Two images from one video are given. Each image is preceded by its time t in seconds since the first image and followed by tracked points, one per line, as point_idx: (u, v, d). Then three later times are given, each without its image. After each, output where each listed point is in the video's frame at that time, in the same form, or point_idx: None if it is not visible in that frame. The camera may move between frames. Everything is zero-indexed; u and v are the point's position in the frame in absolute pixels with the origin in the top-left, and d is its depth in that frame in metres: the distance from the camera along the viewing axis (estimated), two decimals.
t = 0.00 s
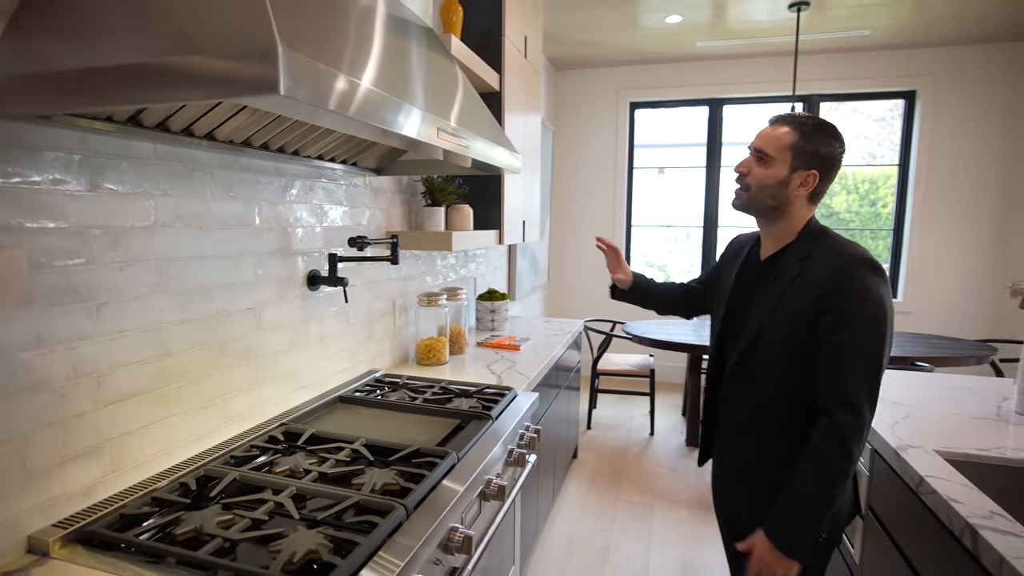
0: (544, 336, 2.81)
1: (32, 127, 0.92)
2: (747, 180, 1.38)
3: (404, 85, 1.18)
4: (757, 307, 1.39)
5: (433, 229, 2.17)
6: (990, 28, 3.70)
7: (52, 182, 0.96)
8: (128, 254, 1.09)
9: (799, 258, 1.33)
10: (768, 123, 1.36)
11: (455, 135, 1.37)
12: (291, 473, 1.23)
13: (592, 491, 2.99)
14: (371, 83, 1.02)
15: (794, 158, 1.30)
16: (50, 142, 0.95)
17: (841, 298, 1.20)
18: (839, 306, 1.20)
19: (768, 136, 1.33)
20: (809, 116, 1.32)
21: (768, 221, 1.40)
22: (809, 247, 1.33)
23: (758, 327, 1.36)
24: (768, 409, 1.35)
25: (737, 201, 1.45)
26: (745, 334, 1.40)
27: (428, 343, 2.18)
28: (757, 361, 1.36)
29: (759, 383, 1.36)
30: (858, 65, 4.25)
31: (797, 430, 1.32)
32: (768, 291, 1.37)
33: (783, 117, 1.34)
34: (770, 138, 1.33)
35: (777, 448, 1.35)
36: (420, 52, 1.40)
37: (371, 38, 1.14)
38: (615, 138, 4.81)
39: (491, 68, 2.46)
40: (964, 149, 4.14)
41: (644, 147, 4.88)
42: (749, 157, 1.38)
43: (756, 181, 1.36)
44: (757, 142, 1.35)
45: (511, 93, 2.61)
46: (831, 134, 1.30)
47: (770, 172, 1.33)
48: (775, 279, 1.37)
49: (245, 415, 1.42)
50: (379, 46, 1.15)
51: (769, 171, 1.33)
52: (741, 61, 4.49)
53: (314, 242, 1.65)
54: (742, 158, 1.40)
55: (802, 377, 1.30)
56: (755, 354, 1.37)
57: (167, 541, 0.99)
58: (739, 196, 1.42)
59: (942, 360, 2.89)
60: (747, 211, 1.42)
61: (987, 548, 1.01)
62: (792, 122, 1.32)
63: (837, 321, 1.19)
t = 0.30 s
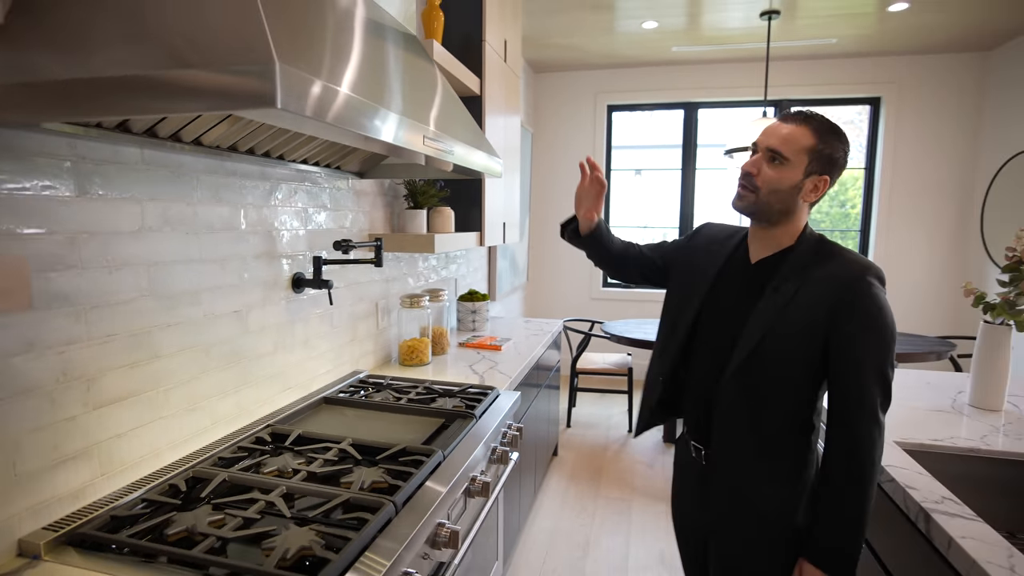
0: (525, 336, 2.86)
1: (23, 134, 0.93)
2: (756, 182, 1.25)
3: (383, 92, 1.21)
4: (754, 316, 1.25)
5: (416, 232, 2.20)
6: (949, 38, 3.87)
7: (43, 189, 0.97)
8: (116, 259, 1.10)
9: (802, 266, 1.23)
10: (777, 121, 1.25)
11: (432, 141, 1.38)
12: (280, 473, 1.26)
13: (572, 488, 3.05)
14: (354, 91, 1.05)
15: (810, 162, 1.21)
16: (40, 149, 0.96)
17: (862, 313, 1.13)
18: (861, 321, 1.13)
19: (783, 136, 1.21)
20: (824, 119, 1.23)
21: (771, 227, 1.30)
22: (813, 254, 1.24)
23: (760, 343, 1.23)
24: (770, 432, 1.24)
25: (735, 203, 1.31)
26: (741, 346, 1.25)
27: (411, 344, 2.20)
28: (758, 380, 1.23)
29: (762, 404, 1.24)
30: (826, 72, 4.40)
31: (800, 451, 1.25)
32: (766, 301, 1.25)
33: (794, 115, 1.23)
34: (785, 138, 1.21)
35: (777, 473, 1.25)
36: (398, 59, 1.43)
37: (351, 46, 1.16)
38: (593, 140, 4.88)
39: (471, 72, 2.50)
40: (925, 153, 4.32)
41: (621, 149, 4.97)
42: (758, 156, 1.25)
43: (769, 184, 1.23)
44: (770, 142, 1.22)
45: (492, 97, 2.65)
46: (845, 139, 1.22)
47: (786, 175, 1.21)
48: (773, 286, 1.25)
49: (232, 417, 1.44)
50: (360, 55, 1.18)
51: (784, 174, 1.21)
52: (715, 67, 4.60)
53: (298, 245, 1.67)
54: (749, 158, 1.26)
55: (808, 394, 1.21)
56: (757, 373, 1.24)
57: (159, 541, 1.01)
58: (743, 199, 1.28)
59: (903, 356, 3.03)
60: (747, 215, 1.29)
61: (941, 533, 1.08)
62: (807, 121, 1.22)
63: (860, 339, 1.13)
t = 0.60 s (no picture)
0: (516, 339, 2.92)
1: (39, 154, 0.98)
2: (773, 192, 1.27)
3: (380, 110, 1.26)
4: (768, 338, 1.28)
5: (410, 238, 2.25)
6: (927, 48, 3.99)
7: (58, 206, 1.02)
8: (127, 270, 1.15)
9: (813, 288, 1.28)
10: (795, 132, 1.28)
11: (427, 155, 1.44)
12: (283, 474, 1.32)
13: (564, 487, 3.12)
14: (354, 109, 1.10)
15: (828, 176, 1.25)
16: (56, 168, 1.01)
17: (873, 338, 1.22)
18: (873, 346, 1.22)
19: (801, 148, 1.25)
20: (839, 134, 1.27)
21: (781, 238, 1.31)
22: (823, 274, 1.29)
23: (776, 363, 1.26)
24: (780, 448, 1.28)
25: (745, 212, 1.33)
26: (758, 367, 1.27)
27: (406, 347, 2.26)
28: (774, 398, 1.27)
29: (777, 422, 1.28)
30: (811, 78, 4.50)
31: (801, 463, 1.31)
32: (780, 320, 1.28)
33: (812, 129, 1.27)
34: (805, 151, 1.24)
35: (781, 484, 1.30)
36: (393, 76, 1.49)
37: (349, 67, 1.22)
38: (582, 145, 4.96)
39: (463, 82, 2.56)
40: (906, 159, 4.44)
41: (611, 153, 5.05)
42: (776, 166, 1.27)
43: (787, 194, 1.25)
44: (790, 152, 1.25)
45: (483, 105, 2.71)
46: (858, 155, 1.27)
47: (804, 187, 1.25)
48: (787, 306, 1.28)
49: (235, 420, 1.49)
50: (358, 73, 1.23)
51: (803, 186, 1.25)
52: (701, 73, 4.69)
53: (297, 254, 1.72)
54: (765, 168, 1.29)
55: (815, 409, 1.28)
56: (773, 391, 1.27)
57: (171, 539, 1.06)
58: (757, 209, 1.30)
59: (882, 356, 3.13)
60: (758, 225, 1.31)
61: (906, 524, 1.16)
62: (825, 136, 1.26)
63: (873, 363, 1.21)
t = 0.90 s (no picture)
0: (514, 338, 2.99)
1: (64, 166, 1.06)
2: (761, 202, 1.33)
3: (380, 122, 1.33)
4: (766, 342, 1.33)
5: (410, 241, 2.32)
6: (918, 52, 4.06)
7: (80, 214, 1.09)
8: (143, 274, 1.23)
9: (805, 295, 1.34)
10: (782, 144, 1.35)
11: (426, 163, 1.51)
12: (289, 466, 1.39)
13: (560, 483, 3.19)
14: (357, 123, 1.17)
15: (814, 185, 1.32)
16: (79, 179, 1.09)
17: (858, 344, 1.31)
18: (857, 351, 1.31)
19: (789, 157, 1.31)
20: (822, 143, 1.35)
21: (771, 246, 1.37)
22: (811, 282, 1.36)
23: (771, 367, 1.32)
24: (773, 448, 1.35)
25: (736, 220, 1.38)
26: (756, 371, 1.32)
27: (406, 347, 2.33)
28: (768, 401, 1.33)
29: (771, 423, 1.34)
30: (805, 82, 4.57)
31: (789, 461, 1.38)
32: (774, 325, 1.33)
33: (797, 140, 1.34)
34: (793, 161, 1.31)
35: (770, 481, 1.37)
36: (393, 88, 1.56)
37: (350, 81, 1.27)
38: (580, 147, 5.02)
39: (462, 89, 2.63)
40: (898, 161, 4.51)
41: (608, 156, 5.12)
42: (764, 177, 1.34)
43: (776, 203, 1.31)
44: (778, 162, 1.31)
45: (482, 110, 2.78)
46: (840, 163, 1.35)
47: (793, 196, 1.31)
48: (781, 312, 1.34)
49: (242, 416, 1.56)
50: (361, 88, 1.31)
51: (791, 194, 1.31)
52: (697, 77, 4.76)
53: (301, 257, 1.80)
54: (755, 178, 1.34)
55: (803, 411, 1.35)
56: (767, 395, 1.33)
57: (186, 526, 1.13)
58: (747, 219, 1.35)
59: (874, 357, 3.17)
60: (750, 234, 1.37)
61: (877, 513, 1.23)
62: (811, 147, 1.33)
63: (859, 367, 1.30)
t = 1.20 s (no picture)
0: (535, 336, 3.04)
1: (119, 168, 1.13)
2: (765, 195, 1.36)
3: (408, 125, 1.38)
4: (775, 340, 1.36)
5: (435, 240, 2.39)
6: (946, 49, 3.99)
7: (134, 214, 1.17)
8: (188, 270, 1.30)
9: (818, 293, 1.35)
10: (785, 139, 1.39)
11: (451, 164, 1.55)
12: (321, 454, 1.46)
13: (580, 480, 3.22)
14: (388, 126, 1.23)
15: (819, 175, 1.34)
16: (132, 181, 1.16)
17: (874, 339, 1.30)
18: (874, 347, 1.30)
19: (790, 150, 1.35)
20: (826, 137, 1.37)
21: (782, 238, 1.39)
22: (826, 280, 1.37)
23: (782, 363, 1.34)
24: (786, 444, 1.36)
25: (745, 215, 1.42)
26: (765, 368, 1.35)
27: (431, 343, 2.40)
28: (779, 397, 1.35)
29: (784, 418, 1.35)
30: (830, 80, 4.52)
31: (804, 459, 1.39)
32: (785, 322, 1.36)
33: (800, 135, 1.38)
34: (793, 153, 1.34)
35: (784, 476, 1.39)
36: (419, 92, 1.62)
37: (377, 85, 1.31)
38: (601, 147, 5.04)
39: (485, 91, 2.68)
40: (926, 160, 4.44)
41: (629, 156, 5.14)
42: (767, 171, 1.38)
43: (780, 195, 1.34)
44: (781, 155, 1.35)
45: (504, 111, 2.83)
46: (846, 154, 1.36)
47: (796, 187, 1.34)
48: (793, 311, 1.35)
49: (277, 406, 1.63)
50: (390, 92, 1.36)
51: (794, 185, 1.34)
52: (719, 77, 4.75)
53: (332, 255, 1.87)
54: (759, 172, 1.38)
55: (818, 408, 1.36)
56: (777, 392, 1.35)
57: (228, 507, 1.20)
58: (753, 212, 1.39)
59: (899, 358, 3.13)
60: (758, 226, 1.40)
61: (895, 509, 1.25)
62: (814, 140, 1.36)
63: (874, 365, 1.29)
